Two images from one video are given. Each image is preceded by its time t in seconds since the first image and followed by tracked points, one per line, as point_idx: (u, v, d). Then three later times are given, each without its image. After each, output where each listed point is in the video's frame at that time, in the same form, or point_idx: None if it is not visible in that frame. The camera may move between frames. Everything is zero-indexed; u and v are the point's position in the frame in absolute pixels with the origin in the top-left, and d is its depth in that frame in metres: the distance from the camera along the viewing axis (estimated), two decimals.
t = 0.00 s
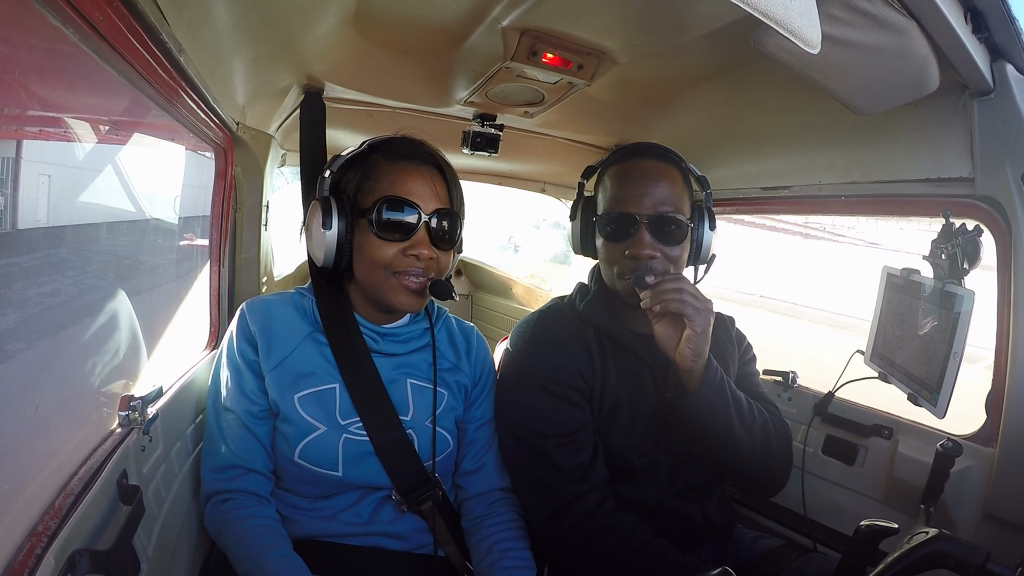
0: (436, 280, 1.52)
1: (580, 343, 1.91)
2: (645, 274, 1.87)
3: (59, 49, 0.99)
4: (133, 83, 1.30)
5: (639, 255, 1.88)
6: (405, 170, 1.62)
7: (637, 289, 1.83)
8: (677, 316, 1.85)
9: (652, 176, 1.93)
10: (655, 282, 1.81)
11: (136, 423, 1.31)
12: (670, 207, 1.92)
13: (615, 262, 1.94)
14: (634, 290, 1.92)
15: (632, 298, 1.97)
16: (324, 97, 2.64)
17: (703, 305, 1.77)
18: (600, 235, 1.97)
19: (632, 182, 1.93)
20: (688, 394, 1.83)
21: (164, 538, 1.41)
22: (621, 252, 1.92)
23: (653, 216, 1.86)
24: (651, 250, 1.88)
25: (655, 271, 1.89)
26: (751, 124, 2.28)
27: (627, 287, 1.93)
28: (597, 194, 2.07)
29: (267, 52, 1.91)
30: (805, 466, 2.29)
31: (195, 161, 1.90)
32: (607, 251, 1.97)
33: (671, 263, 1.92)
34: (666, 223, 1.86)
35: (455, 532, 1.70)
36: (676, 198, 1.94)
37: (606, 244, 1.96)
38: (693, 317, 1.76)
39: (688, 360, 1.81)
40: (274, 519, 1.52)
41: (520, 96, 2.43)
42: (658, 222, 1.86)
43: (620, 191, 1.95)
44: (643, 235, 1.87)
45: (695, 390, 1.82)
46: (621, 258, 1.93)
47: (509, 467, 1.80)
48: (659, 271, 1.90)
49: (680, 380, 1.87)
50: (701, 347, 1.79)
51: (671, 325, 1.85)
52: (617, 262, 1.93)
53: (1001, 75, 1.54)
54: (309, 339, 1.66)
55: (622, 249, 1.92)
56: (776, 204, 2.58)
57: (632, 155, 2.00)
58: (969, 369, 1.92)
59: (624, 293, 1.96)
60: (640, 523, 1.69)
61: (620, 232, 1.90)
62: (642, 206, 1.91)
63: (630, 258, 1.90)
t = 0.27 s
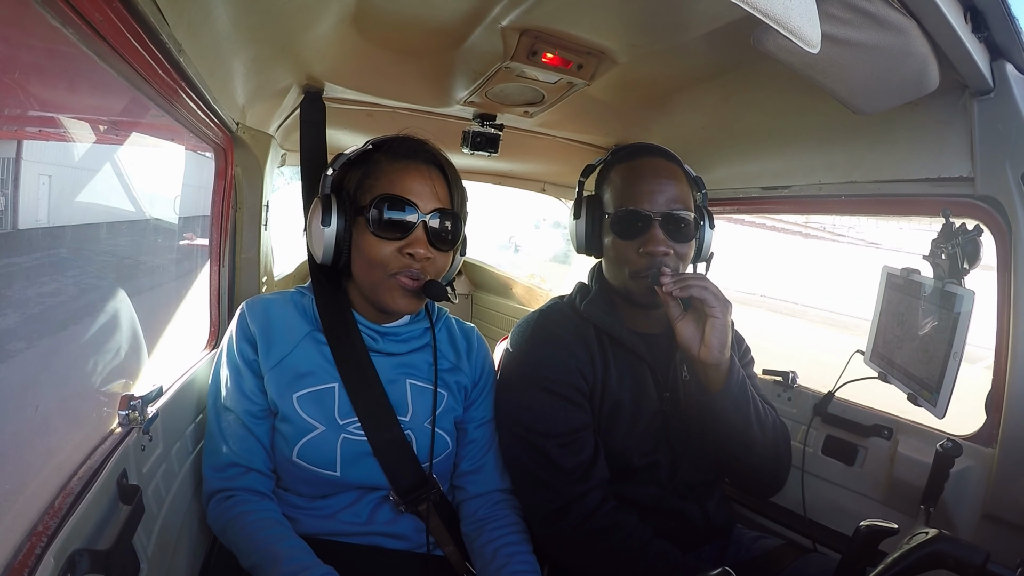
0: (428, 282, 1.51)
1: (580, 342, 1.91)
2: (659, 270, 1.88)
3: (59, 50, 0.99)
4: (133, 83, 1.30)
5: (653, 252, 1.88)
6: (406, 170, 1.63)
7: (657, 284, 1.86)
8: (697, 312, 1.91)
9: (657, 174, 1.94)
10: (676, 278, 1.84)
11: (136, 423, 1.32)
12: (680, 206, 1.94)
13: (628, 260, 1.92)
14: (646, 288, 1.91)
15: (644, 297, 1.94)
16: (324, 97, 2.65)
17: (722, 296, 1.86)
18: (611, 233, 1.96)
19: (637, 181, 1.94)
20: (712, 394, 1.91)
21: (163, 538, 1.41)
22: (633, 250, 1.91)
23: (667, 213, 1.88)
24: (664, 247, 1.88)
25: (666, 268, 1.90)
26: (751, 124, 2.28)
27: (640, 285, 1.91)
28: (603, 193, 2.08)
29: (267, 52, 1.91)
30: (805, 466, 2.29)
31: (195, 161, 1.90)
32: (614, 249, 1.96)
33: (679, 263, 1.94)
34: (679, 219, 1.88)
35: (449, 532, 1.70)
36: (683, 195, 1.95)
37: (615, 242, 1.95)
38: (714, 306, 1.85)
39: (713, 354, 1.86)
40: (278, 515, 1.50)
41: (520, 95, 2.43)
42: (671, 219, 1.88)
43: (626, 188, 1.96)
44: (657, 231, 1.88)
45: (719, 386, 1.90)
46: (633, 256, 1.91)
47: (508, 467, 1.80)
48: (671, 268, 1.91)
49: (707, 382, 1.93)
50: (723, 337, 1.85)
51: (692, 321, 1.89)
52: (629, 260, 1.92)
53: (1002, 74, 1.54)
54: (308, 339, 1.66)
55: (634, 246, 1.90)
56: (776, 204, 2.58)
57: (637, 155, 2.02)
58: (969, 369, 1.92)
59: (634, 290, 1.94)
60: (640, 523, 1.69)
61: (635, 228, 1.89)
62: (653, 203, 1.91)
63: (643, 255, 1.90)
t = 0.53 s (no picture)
0: (422, 278, 1.52)
1: (580, 342, 1.90)
2: (670, 265, 1.88)
3: (59, 49, 0.99)
4: (133, 83, 1.30)
5: (666, 247, 1.88)
6: (389, 166, 1.62)
7: (669, 280, 1.86)
8: (706, 307, 1.92)
9: (664, 170, 1.95)
10: (689, 276, 1.85)
11: (136, 422, 1.32)
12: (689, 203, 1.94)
13: (640, 256, 1.91)
14: (656, 284, 1.91)
15: (655, 294, 1.93)
16: (324, 97, 2.65)
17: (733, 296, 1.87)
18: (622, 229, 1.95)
19: (643, 177, 1.95)
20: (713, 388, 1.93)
21: (164, 537, 1.41)
22: (644, 245, 1.90)
23: (680, 209, 1.88)
24: (677, 242, 1.88)
25: (676, 263, 1.90)
26: (752, 124, 2.28)
27: (650, 281, 1.91)
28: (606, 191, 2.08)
29: (267, 52, 1.91)
30: (805, 466, 2.29)
31: (195, 161, 1.90)
32: (624, 245, 1.95)
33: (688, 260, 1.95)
34: (689, 216, 1.89)
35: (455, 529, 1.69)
36: (690, 189, 1.95)
37: (626, 238, 1.94)
38: (725, 306, 1.86)
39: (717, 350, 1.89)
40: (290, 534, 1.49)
41: (520, 95, 2.43)
42: (684, 213, 1.88)
43: (634, 186, 1.96)
44: (669, 227, 1.88)
45: (722, 381, 1.92)
46: (644, 252, 1.90)
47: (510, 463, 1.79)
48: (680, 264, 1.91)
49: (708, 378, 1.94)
50: (730, 336, 1.87)
51: (701, 317, 1.91)
52: (640, 256, 1.91)
53: (1001, 75, 1.54)
54: (313, 340, 1.66)
55: (646, 241, 1.89)
56: (776, 204, 2.58)
57: (644, 152, 2.04)
58: (969, 369, 1.92)
59: (642, 284, 1.92)
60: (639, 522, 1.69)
61: (648, 223, 1.88)
62: (664, 199, 1.91)
63: (655, 250, 1.89)
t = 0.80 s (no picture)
0: (416, 286, 1.54)
1: (581, 342, 1.90)
2: (666, 269, 1.89)
3: (59, 49, 0.99)
4: (133, 83, 1.30)
5: (662, 249, 1.88)
6: (372, 170, 1.60)
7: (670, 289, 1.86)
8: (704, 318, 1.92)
9: (663, 171, 1.94)
10: (685, 293, 1.82)
11: (136, 422, 1.32)
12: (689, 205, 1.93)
13: (634, 257, 1.92)
14: (651, 286, 1.91)
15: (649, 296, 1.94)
16: (324, 97, 2.65)
17: (733, 308, 1.85)
18: (620, 229, 1.96)
19: (642, 177, 1.95)
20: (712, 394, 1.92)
21: (163, 537, 1.41)
22: (640, 247, 1.91)
23: (677, 212, 1.88)
24: (673, 245, 1.89)
25: (673, 268, 1.90)
26: (752, 124, 2.28)
27: (644, 282, 1.91)
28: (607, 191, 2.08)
29: (267, 52, 1.91)
30: (805, 466, 2.29)
31: (195, 161, 1.90)
32: (622, 246, 1.96)
33: (686, 261, 1.95)
34: (687, 219, 1.89)
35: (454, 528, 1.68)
36: (690, 190, 1.94)
37: (623, 239, 1.95)
38: (725, 320, 1.85)
39: (715, 361, 1.89)
40: (283, 539, 1.48)
41: (520, 95, 2.43)
42: (682, 216, 1.88)
43: (636, 186, 1.96)
44: (666, 229, 1.88)
45: (718, 390, 1.92)
46: (640, 252, 1.91)
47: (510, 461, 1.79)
48: (677, 267, 1.91)
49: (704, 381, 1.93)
50: (729, 348, 1.87)
51: (697, 326, 1.91)
52: (635, 256, 1.92)
53: (1002, 75, 1.54)
54: (307, 340, 1.66)
55: (642, 242, 1.90)
56: (776, 204, 2.58)
57: (643, 151, 2.03)
58: (969, 369, 1.92)
59: (638, 284, 1.92)
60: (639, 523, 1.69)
61: (644, 225, 1.89)
62: (662, 201, 1.91)
63: (651, 252, 1.90)
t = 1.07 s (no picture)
0: (416, 282, 1.56)
1: (581, 343, 1.90)
2: (664, 270, 1.89)
3: (59, 49, 0.99)
4: (133, 83, 1.30)
5: (661, 250, 1.88)
6: (363, 169, 1.59)
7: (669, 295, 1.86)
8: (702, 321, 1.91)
9: (664, 171, 1.94)
10: (678, 296, 1.84)
11: (136, 423, 1.31)
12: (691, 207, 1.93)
13: (634, 256, 1.92)
14: (650, 286, 1.91)
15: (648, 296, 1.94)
16: (324, 96, 2.64)
17: (726, 314, 1.82)
18: (621, 229, 1.95)
19: (643, 177, 1.95)
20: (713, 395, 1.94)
21: (164, 538, 1.41)
22: (641, 247, 1.90)
23: (678, 214, 1.88)
24: (673, 247, 1.88)
25: (673, 270, 1.90)
26: (752, 124, 2.28)
27: (643, 282, 1.91)
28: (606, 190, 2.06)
29: (267, 52, 1.90)
30: (805, 466, 2.29)
31: (195, 161, 1.90)
32: (622, 245, 1.96)
33: (686, 264, 1.95)
34: (689, 220, 1.88)
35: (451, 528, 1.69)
36: (692, 191, 1.94)
37: (623, 238, 1.95)
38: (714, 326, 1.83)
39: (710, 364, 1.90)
40: (286, 550, 1.48)
41: (520, 95, 2.43)
42: (683, 218, 1.88)
43: (639, 186, 1.95)
44: (666, 230, 1.87)
45: (717, 390, 1.92)
46: (640, 253, 1.91)
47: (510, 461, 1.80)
48: (678, 269, 1.91)
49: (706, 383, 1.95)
50: (722, 355, 1.87)
51: (695, 328, 1.91)
52: (635, 256, 1.92)
53: (1002, 75, 1.54)
54: (304, 344, 1.65)
55: (642, 242, 1.90)
56: (776, 204, 2.58)
57: (644, 150, 2.02)
58: (968, 369, 1.92)
59: (637, 284, 1.92)
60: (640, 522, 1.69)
61: (645, 226, 1.88)
62: (664, 201, 1.90)
63: (650, 253, 1.89)
